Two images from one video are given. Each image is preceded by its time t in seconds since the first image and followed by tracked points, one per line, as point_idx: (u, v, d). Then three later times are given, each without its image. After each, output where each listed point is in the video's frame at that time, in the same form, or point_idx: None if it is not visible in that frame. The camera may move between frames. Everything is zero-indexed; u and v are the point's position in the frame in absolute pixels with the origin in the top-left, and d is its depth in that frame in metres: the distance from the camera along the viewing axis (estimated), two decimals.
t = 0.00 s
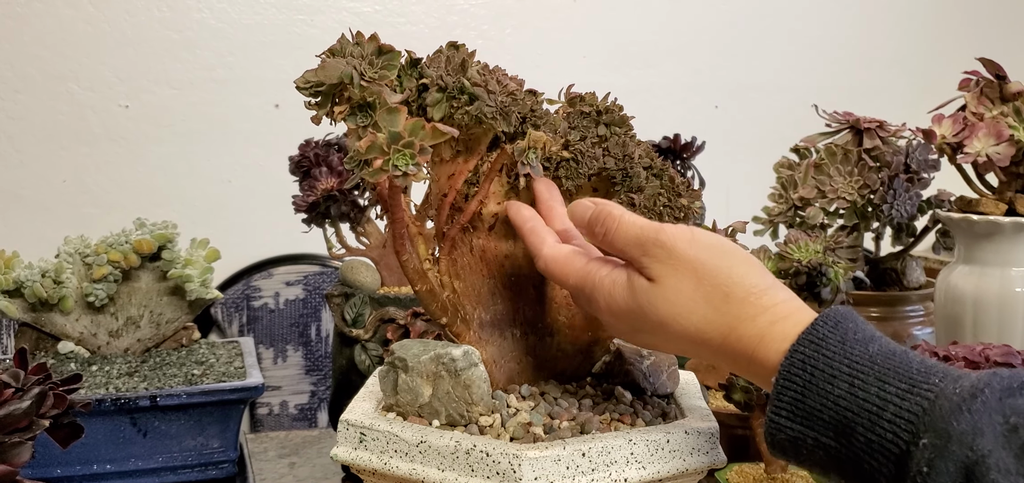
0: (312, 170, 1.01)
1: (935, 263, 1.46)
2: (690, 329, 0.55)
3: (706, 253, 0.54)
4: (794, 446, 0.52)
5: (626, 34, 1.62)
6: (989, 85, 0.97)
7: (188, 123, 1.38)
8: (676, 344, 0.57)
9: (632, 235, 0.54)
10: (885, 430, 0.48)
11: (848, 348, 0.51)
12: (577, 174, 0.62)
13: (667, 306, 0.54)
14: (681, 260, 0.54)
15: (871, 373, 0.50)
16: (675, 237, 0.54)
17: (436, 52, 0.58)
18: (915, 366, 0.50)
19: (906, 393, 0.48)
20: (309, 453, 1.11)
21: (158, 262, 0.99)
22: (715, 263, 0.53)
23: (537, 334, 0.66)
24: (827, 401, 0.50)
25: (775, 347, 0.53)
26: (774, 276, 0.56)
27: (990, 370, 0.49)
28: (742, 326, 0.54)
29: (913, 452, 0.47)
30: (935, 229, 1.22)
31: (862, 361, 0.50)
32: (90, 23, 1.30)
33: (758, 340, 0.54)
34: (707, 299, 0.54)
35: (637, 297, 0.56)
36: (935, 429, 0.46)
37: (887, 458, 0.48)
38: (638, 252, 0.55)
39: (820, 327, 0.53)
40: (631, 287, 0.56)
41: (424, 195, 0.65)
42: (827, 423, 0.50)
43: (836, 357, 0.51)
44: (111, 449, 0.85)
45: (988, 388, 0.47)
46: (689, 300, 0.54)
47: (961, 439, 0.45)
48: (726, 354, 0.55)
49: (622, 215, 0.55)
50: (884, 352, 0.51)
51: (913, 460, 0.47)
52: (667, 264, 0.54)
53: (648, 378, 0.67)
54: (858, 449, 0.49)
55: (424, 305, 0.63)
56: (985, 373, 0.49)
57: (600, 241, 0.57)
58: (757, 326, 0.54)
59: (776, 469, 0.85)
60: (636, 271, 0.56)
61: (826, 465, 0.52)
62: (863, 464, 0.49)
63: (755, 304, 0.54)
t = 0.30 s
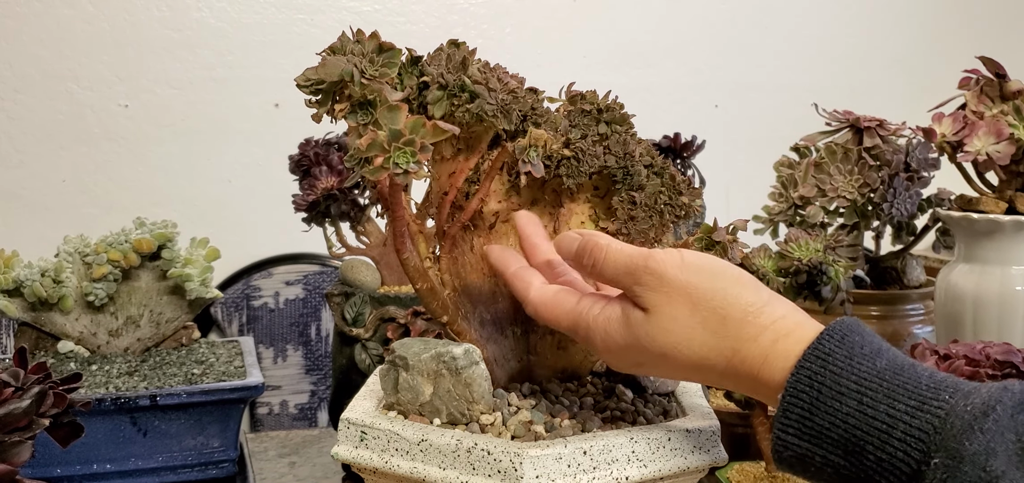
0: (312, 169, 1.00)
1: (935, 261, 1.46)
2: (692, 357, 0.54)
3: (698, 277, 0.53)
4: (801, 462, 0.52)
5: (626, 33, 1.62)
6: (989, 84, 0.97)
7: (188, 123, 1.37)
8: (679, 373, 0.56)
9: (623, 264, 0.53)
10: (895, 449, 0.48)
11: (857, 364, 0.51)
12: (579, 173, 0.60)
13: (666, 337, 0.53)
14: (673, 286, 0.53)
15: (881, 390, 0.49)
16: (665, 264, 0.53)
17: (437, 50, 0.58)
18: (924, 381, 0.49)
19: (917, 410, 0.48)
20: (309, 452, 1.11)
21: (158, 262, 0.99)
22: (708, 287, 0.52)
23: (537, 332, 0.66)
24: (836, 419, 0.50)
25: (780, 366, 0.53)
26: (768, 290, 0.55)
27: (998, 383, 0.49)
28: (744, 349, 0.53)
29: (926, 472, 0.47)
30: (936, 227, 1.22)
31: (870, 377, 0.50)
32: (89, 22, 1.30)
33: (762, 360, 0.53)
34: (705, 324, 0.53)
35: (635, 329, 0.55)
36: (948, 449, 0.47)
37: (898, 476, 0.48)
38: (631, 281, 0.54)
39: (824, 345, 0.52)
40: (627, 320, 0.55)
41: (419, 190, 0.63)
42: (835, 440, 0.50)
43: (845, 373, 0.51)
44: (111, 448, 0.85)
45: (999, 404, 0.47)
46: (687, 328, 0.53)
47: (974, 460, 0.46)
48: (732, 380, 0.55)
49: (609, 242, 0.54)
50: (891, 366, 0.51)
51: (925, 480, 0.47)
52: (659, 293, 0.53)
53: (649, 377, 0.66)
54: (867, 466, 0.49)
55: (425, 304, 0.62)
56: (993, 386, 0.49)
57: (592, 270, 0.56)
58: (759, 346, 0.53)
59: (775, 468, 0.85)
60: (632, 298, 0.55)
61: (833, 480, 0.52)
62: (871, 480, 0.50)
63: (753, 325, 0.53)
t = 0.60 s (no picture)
0: (312, 170, 1.00)
1: (934, 262, 1.47)
2: (703, 324, 0.53)
3: (709, 241, 0.53)
4: (808, 434, 0.52)
5: (626, 33, 1.62)
6: (989, 85, 0.98)
7: (187, 123, 1.37)
8: (689, 344, 0.56)
9: (635, 228, 0.53)
10: (908, 423, 0.48)
11: (872, 334, 0.51)
12: (578, 173, 0.61)
13: (676, 302, 0.53)
14: (685, 249, 0.53)
15: (896, 363, 0.49)
16: (675, 227, 0.53)
17: (436, 51, 0.58)
18: (939, 357, 0.49)
19: (932, 385, 0.48)
20: (308, 453, 1.11)
21: (157, 262, 0.99)
22: (720, 250, 0.52)
23: (536, 332, 0.66)
24: (849, 390, 0.50)
25: (793, 335, 0.52)
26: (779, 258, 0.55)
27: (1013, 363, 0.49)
28: (756, 317, 0.53)
29: (938, 448, 0.47)
30: (935, 227, 1.23)
31: (885, 350, 0.50)
32: (89, 23, 1.30)
33: (774, 328, 0.53)
34: (717, 289, 0.53)
35: (646, 295, 0.54)
36: (961, 426, 0.47)
37: (908, 451, 0.48)
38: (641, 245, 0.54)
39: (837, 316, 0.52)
40: (637, 287, 0.55)
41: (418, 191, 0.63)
42: (845, 413, 0.50)
43: (860, 343, 0.51)
44: (110, 449, 0.85)
45: (1016, 384, 0.47)
46: (699, 293, 0.53)
47: (989, 438, 0.46)
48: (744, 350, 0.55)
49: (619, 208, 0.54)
50: (907, 341, 0.51)
51: (937, 457, 0.47)
52: (669, 257, 0.53)
53: (649, 377, 0.66)
54: (877, 440, 0.49)
55: (424, 304, 0.60)
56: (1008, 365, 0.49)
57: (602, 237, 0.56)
58: (771, 312, 0.53)
59: (777, 469, 0.83)
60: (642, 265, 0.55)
61: (840, 454, 0.51)
62: (879, 455, 0.49)
63: (765, 291, 0.53)
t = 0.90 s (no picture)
0: (310, 172, 1.01)
1: (931, 263, 1.47)
2: (717, 341, 0.52)
3: (721, 255, 0.52)
4: (824, 451, 0.52)
5: (624, 34, 1.62)
6: (986, 87, 0.98)
7: (186, 125, 1.38)
8: (704, 363, 0.54)
9: (645, 239, 0.53)
10: (925, 444, 0.48)
11: (890, 353, 0.50)
12: (575, 176, 0.61)
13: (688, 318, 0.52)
14: (697, 263, 0.52)
15: (913, 383, 0.49)
16: (687, 240, 0.52)
17: (432, 54, 0.58)
18: (957, 376, 0.49)
19: (950, 406, 0.48)
20: (306, 455, 1.11)
21: (156, 264, 0.99)
22: (733, 264, 0.52)
23: (533, 335, 0.66)
24: (865, 410, 0.49)
25: (807, 350, 0.51)
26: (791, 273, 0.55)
27: None
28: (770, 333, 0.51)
29: (958, 470, 0.47)
30: (932, 229, 1.23)
31: (902, 369, 0.49)
32: (87, 25, 1.30)
33: (788, 344, 0.52)
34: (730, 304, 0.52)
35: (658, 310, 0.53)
36: (981, 449, 0.46)
37: (926, 471, 0.48)
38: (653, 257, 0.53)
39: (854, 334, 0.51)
40: (649, 305, 0.54)
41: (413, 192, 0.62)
42: (862, 432, 0.50)
43: (877, 362, 0.50)
44: (108, 452, 0.85)
45: None
46: (711, 308, 0.52)
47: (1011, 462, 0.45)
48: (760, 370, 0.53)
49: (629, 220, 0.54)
50: (924, 358, 0.50)
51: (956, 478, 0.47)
52: (680, 270, 0.52)
53: (645, 381, 0.66)
54: (894, 459, 0.49)
55: (421, 308, 0.60)
56: None
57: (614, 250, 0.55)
58: (785, 328, 0.51)
59: (774, 471, 0.84)
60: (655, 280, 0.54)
61: (856, 471, 0.51)
62: (897, 474, 0.49)
63: (780, 306, 0.52)
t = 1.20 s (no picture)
0: (309, 172, 1.00)
1: (931, 263, 1.47)
2: None
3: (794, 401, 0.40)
4: None
5: (623, 34, 1.62)
6: (986, 86, 0.98)
7: (185, 124, 1.38)
8: None
9: (723, 409, 0.41)
10: None
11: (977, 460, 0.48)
12: (575, 176, 0.60)
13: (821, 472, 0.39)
14: (781, 410, 0.40)
15: None
16: (768, 396, 0.41)
17: (433, 54, 0.58)
18: None
19: None
20: (306, 454, 1.11)
21: (155, 264, 0.99)
22: (814, 401, 0.40)
23: (533, 335, 0.64)
24: None
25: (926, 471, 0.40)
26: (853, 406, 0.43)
27: None
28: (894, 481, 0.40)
29: None
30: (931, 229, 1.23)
31: None
32: (87, 25, 1.30)
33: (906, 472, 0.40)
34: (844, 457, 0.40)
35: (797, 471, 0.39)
36: None
37: None
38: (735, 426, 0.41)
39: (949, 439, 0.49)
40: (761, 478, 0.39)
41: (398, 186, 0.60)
42: None
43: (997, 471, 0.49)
44: (108, 451, 0.85)
45: None
46: (820, 457, 0.39)
47: None
48: None
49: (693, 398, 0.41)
50: None
51: None
52: (781, 434, 0.40)
53: (645, 380, 0.65)
54: None
55: (421, 307, 0.60)
56: None
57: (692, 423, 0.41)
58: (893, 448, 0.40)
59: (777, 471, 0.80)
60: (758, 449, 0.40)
61: None
62: None
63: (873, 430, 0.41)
